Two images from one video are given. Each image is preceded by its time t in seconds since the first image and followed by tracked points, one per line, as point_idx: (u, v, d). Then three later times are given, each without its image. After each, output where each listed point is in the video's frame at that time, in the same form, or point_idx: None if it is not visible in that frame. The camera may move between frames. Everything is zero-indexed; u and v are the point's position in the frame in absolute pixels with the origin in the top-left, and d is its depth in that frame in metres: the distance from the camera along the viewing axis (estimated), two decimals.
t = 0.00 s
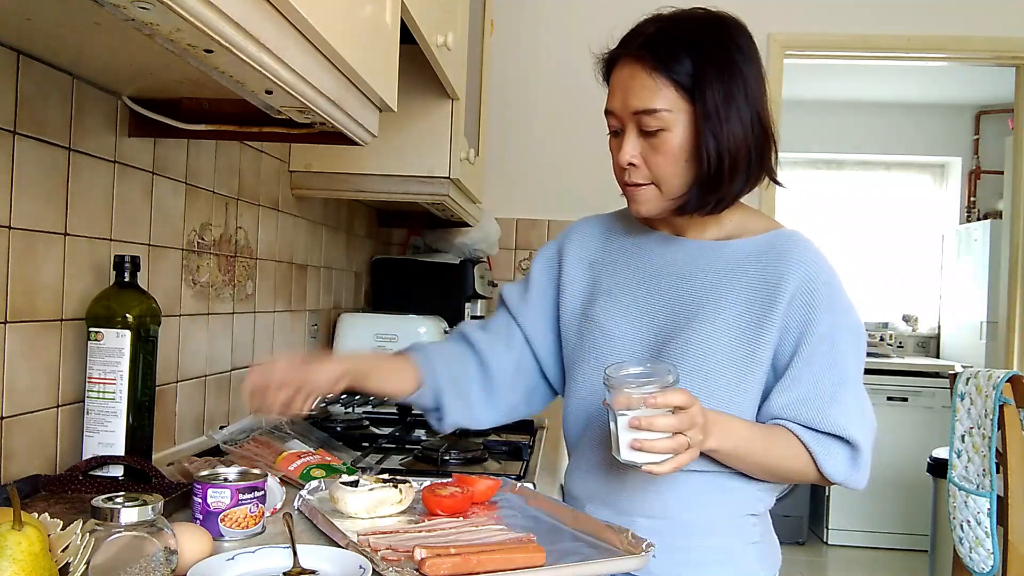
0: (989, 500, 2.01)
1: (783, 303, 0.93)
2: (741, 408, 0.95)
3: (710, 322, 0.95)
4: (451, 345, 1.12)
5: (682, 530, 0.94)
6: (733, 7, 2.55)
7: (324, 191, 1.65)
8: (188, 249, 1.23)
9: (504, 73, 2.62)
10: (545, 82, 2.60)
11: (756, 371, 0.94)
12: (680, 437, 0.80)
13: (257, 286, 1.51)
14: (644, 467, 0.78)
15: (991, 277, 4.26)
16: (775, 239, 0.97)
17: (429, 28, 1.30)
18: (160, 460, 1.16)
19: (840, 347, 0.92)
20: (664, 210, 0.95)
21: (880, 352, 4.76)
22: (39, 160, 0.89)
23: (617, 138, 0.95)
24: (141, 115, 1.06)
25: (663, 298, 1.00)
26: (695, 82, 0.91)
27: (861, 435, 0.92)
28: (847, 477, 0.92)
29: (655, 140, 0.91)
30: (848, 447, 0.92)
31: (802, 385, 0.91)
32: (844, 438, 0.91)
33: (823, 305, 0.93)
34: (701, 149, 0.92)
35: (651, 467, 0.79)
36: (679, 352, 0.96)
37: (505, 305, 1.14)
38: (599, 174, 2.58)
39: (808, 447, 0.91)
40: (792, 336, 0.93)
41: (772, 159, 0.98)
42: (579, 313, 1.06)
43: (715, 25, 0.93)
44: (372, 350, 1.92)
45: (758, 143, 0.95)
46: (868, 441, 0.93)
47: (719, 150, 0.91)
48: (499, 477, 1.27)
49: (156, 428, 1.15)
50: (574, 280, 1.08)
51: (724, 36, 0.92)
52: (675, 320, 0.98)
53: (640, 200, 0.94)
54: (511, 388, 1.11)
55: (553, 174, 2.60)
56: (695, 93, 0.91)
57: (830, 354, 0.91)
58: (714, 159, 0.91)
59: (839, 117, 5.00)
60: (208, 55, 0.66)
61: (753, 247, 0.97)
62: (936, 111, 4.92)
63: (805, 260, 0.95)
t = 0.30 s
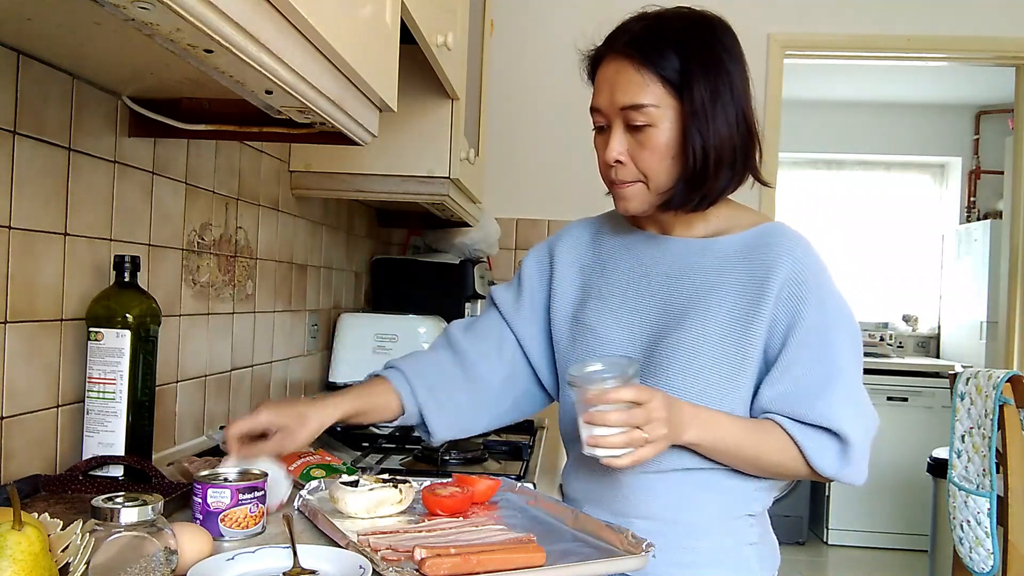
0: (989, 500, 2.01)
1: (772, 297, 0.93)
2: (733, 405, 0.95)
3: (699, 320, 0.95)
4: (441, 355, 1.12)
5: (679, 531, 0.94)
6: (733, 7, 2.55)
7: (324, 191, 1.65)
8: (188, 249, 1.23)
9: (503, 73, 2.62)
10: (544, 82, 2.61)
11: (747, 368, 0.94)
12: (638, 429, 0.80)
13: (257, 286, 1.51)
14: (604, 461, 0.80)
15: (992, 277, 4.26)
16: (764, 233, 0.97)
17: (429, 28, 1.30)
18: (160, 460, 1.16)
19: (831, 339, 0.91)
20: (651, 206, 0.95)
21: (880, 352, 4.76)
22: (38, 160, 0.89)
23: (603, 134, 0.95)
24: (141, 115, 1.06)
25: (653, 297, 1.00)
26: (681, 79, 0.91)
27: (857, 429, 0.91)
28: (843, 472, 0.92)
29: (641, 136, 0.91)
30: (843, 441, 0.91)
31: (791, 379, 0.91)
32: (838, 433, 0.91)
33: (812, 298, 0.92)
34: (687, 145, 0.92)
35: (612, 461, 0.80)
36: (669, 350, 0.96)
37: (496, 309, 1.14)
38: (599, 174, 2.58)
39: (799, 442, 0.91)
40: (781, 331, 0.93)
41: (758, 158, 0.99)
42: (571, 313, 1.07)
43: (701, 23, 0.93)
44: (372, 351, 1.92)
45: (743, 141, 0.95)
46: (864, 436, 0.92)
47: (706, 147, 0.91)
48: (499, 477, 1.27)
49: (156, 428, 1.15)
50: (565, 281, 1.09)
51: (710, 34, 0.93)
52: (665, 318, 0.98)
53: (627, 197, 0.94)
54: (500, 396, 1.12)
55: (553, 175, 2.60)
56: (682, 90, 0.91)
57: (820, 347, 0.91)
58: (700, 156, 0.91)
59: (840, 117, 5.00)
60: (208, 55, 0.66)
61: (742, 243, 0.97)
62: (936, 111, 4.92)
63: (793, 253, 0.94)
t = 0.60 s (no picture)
0: (989, 499, 2.01)
1: (757, 296, 0.92)
2: (726, 407, 0.95)
3: (689, 319, 0.96)
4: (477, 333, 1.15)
5: (676, 533, 0.94)
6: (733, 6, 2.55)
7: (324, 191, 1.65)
8: (188, 249, 1.23)
9: (503, 73, 2.62)
10: (544, 82, 2.61)
11: (737, 367, 0.94)
12: (592, 427, 0.85)
13: (257, 286, 1.51)
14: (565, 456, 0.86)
15: (991, 277, 4.26)
16: (757, 233, 0.96)
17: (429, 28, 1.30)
18: (160, 460, 1.16)
19: (818, 341, 0.89)
20: (654, 210, 0.95)
21: (880, 351, 4.75)
22: (38, 159, 0.89)
23: (603, 139, 0.95)
24: (141, 115, 1.06)
25: (646, 296, 1.00)
26: (679, 82, 0.91)
27: (844, 436, 0.89)
28: (830, 479, 0.89)
29: (640, 141, 0.91)
30: (829, 446, 0.88)
31: (775, 381, 0.90)
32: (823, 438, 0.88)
33: (800, 298, 0.91)
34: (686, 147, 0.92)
35: (572, 457, 0.86)
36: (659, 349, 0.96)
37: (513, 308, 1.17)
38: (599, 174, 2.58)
39: (780, 443, 0.90)
40: (768, 331, 0.92)
41: (757, 157, 0.99)
42: (574, 313, 1.08)
43: (696, 25, 0.93)
44: (372, 351, 1.93)
45: (743, 142, 0.94)
46: (853, 443, 0.89)
47: (705, 149, 0.90)
48: (499, 477, 1.27)
49: (156, 428, 1.15)
50: (570, 281, 1.10)
51: (705, 35, 0.93)
52: (656, 318, 0.98)
53: (629, 201, 0.94)
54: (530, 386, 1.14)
55: (553, 175, 2.60)
56: (680, 93, 0.91)
57: (807, 349, 0.89)
58: (700, 159, 0.91)
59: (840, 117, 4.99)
60: (208, 55, 0.66)
61: (734, 243, 0.97)
62: (936, 111, 4.92)
63: (781, 253, 0.93)
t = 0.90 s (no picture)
0: (989, 499, 2.01)
1: (769, 299, 0.92)
2: (736, 408, 0.95)
3: (700, 321, 0.95)
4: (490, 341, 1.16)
5: (679, 533, 0.94)
6: (733, 6, 2.55)
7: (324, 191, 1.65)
8: (188, 249, 1.23)
9: (504, 72, 2.62)
10: (544, 82, 2.61)
11: (749, 369, 0.94)
12: (607, 427, 0.84)
13: (257, 286, 1.51)
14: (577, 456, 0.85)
15: (991, 278, 4.26)
16: (769, 235, 0.96)
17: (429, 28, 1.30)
18: (160, 460, 1.16)
19: (833, 343, 0.89)
20: (664, 211, 0.95)
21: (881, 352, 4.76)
22: (38, 159, 0.89)
23: (615, 140, 0.95)
24: (141, 115, 1.06)
25: (657, 297, 1.00)
26: (691, 83, 0.91)
27: (859, 438, 0.89)
28: (845, 481, 0.89)
29: (653, 142, 0.91)
30: (844, 449, 0.88)
31: (790, 383, 0.90)
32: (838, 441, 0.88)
33: (813, 301, 0.91)
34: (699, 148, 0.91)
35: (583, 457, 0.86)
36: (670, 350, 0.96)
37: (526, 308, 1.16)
38: (599, 174, 2.58)
39: (794, 446, 0.90)
40: (782, 333, 0.92)
41: (768, 158, 0.99)
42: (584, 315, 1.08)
43: (707, 27, 0.93)
44: (372, 351, 1.93)
45: (754, 143, 0.94)
46: (868, 445, 0.89)
47: (717, 151, 0.90)
48: (499, 477, 1.27)
49: (156, 428, 1.15)
50: (580, 283, 1.10)
51: (716, 37, 0.93)
52: (668, 319, 0.98)
53: (641, 202, 0.94)
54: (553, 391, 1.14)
55: (553, 175, 2.60)
56: (691, 94, 0.90)
57: (820, 350, 0.89)
58: (713, 160, 0.91)
59: (841, 117, 4.99)
60: (208, 55, 0.66)
61: (746, 245, 0.97)
62: (937, 111, 4.92)
63: (793, 255, 0.93)
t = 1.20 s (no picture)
0: (989, 499, 2.01)
1: (783, 302, 0.92)
2: (745, 407, 0.95)
3: (710, 322, 0.96)
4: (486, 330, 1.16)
5: (681, 531, 0.94)
6: (732, 6, 2.55)
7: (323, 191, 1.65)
8: (188, 249, 1.23)
9: (504, 72, 2.61)
10: (545, 82, 2.61)
11: (758, 371, 0.94)
12: (630, 403, 0.82)
13: (257, 286, 1.51)
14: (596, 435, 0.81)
15: (991, 277, 4.26)
16: (782, 240, 0.96)
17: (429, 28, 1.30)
18: (160, 460, 1.16)
19: (846, 347, 0.90)
20: (676, 211, 0.95)
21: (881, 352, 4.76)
22: (38, 159, 0.89)
23: (628, 140, 0.95)
24: (141, 115, 1.06)
25: (667, 297, 1.00)
26: (706, 83, 0.90)
27: (870, 442, 0.89)
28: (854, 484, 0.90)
29: (667, 142, 0.91)
30: (854, 453, 0.89)
31: (802, 386, 0.90)
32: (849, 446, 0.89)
33: (827, 306, 0.91)
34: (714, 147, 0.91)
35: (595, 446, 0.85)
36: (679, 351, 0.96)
37: (528, 302, 1.15)
38: (599, 174, 2.58)
39: (804, 448, 0.90)
40: (794, 336, 0.92)
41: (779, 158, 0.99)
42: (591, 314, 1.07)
43: (722, 27, 0.93)
44: (372, 351, 1.93)
45: (767, 144, 0.94)
46: (878, 448, 0.90)
47: (731, 150, 0.90)
48: (499, 477, 1.27)
49: (156, 428, 1.15)
50: (587, 281, 1.09)
51: (731, 37, 0.93)
52: (678, 320, 0.98)
53: (653, 203, 0.94)
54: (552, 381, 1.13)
55: (553, 175, 2.60)
56: (706, 94, 0.90)
57: (832, 355, 0.90)
58: (730, 159, 0.91)
59: (841, 118, 4.99)
60: (208, 55, 0.66)
61: (757, 249, 0.97)
62: (937, 111, 4.92)
63: (806, 264, 0.93)
